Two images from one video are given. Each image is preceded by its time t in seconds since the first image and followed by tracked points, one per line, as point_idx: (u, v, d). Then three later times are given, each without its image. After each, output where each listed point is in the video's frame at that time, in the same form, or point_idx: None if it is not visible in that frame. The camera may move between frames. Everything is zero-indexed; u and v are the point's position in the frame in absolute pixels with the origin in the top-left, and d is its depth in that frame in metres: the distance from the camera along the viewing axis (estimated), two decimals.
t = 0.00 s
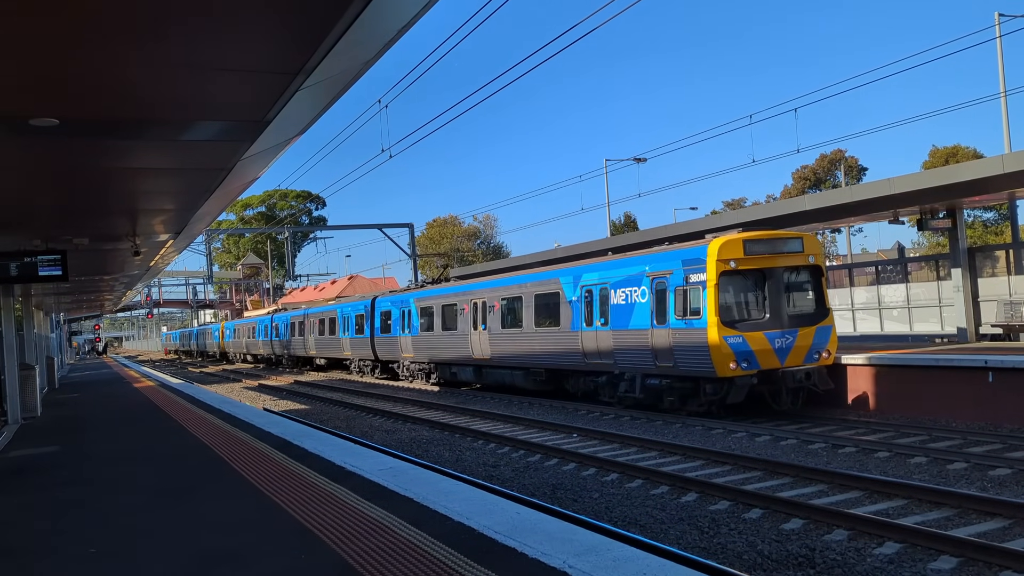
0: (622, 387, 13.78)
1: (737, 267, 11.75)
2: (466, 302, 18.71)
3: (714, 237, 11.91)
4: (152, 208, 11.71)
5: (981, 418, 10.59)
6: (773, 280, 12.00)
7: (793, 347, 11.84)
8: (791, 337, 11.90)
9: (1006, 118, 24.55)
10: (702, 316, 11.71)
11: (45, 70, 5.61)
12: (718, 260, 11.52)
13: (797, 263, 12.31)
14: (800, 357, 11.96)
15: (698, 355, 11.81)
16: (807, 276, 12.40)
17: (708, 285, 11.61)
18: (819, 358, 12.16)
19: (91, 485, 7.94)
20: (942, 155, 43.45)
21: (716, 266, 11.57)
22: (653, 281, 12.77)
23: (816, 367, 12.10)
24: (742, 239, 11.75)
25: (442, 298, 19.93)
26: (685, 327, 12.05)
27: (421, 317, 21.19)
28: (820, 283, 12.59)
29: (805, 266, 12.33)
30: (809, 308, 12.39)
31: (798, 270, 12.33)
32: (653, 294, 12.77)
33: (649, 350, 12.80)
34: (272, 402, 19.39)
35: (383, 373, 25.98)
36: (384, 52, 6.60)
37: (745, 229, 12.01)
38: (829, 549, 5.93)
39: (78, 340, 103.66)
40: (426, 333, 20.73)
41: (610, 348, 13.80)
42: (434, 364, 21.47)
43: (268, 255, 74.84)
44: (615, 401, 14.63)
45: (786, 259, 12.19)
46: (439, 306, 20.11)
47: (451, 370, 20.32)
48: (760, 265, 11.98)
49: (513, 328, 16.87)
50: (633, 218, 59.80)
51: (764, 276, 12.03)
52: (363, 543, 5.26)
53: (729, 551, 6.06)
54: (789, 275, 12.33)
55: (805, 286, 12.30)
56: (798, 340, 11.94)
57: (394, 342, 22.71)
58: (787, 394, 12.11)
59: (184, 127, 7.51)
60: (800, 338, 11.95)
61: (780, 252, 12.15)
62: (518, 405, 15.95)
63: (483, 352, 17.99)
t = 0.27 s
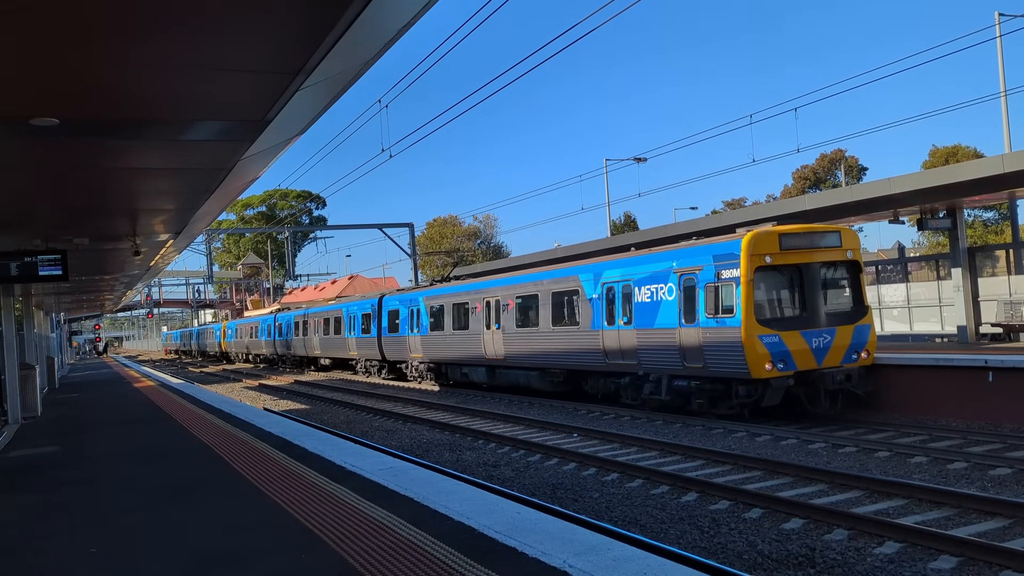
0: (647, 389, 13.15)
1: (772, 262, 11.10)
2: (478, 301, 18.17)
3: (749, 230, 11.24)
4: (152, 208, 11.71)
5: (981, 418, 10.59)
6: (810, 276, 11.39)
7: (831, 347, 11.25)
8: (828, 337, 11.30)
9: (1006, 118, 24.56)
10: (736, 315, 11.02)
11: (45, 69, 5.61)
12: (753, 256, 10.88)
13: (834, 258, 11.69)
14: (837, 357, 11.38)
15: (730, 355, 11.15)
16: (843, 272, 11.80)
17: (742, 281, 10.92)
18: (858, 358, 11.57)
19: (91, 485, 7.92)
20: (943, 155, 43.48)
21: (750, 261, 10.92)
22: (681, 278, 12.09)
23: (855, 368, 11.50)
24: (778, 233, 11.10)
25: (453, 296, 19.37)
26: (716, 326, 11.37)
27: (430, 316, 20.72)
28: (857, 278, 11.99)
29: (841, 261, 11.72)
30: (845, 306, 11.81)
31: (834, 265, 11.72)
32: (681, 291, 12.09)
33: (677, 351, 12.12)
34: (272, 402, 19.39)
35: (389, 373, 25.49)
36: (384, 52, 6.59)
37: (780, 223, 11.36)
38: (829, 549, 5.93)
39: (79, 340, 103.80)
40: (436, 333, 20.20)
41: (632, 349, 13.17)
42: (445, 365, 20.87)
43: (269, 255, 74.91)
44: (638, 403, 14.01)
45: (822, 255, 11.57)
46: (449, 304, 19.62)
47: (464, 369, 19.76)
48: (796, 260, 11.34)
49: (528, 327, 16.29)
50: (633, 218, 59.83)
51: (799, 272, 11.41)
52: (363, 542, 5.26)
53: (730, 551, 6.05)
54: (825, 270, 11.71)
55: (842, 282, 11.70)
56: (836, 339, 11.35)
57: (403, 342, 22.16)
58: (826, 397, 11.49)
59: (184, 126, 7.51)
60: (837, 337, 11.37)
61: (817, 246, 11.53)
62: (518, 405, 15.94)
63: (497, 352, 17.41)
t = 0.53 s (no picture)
0: (674, 391, 12.64)
1: (810, 258, 10.59)
2: (491, 300, 17.71)
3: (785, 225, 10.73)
4: (152, 208, 11.71)
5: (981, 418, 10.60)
6: (849, 273, 10.89)
7: (872, 347, 10.74)
8: (869, 336, 10.78)
9: (1006, 118, 24.57)
10: (774, 313, 10.50)
11: (44, 70, 5.61)
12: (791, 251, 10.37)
13: (874, 253, 11.17)
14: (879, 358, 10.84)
15: (766, 355, 10.64)
16: (884, 268, 11.30)
17: (780, 279, 10.39)
18: (901, 359, 11.03)
19: (92, 485, 7.93)
20: (942, 155, 43.51)
21: (788, 257, 10.40)
22: (713, 275, 11.58)
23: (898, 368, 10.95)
24: (816, 227, 10.59)
25: (464, 295, 18.89)
26: (750, 325, 10.87)
27: (440, 315, 20.27)
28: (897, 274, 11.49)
29: (881, 257, 11.23)
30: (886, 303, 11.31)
31: (874, 261, 11.22)
32: (712, 288, 11.58)
33: (710, 352, 11.60)
34: (272, 402, 19.40)
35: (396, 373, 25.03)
36: (384, 52, 6.60)
37: (817, 217, 10.86)
38: (829, 549, 5.93)
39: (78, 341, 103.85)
40: (445, 333, 19.76)
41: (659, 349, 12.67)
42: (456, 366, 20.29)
43: (269, 256, 74.94)
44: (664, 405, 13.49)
45: (862, 250, 11.07)
46: (459, 304, 19.16)
47: (477, 370, 19.20)
48: (834, 256, 10.84)
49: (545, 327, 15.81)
50: (633, 218, 59.86)
51: (838, 268, 10.91)
52: (362, 543, 5.26)
53: (729, 551, 6.06)
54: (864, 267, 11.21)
55: (882, 279, 11.21)
56: (878, 339, 10.83)
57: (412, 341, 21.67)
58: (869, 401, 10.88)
59: (184, 127, 7.51)
60: (878, 336, 10.84)
61: (856, 241, 11.02)
62: (518, 405, 15.96)
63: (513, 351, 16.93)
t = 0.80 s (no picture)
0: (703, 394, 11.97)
1: (853, 253, 9.96)
2: (502, 298, 17.22)
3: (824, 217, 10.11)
4: (151, 208, 11.71)
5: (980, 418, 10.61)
6: (893, 268, 10.26)
7: (918, 347, 10.09)
8: (915, 336, 10.14)
9: (1005, 118, 24.60)
10: (814, 311, 9.88)
11: (42, 70, 5.60)
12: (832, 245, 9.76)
13: (917, 247, 10.53)
14: (925, 358, 10.19)
15: (806, 356, 10.03)
16: (928, 262, 10.65)
17: (821, 274, 9.78)
18: (946, 360, 10.39)
19: (90, 485, 7.92)
20: (941, 155, 43.55)
21: (830, 251, 9.78)
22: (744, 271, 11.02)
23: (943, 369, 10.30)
24: (859, 219, 9.95)
25: (473, 294, 18.40)
26: (789, 323, 10.25)
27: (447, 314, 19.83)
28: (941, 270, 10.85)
29: (925, 251, 10.59)
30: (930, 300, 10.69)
31: (918, 256, 10.57)
32: (744, 285, 10.99)
33: (743, 352, 11.00)
34: (271, 402, 19.40)
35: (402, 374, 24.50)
36: (383, 52, 6.59)
37: (858, 209, 10.23)
38: (828, 549, 5.94)
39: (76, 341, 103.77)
40: (453, 333, 19.29)
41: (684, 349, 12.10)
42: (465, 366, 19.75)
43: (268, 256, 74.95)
44: (690, 409, 12.75)
45: (906, 244, 10.42)
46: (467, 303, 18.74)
47: (487, 371, 18.58)
48: (877, 251, 10.20)
49: (560, 326, 15.31)
50: (632, 218, 59.90)
51: (881, 264, 10.27)
52: (361, 543, 5.26)
53: (728, 551, 6.06)
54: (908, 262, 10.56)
55: (926, 275, 10.57)
56: (923, 338, 10.18)
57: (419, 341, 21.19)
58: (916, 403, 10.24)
59: (183, 127, 7.50)
60: (924, 336, 10.19)
61: (899, 235, 10.37)
62: (517, 405, 15.96)
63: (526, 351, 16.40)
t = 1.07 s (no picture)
0: (735, 396, 11.39)
1: (904, 246, 9.34)
2: (517, 296, 16.84)
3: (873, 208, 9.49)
4: (149, 208, 11.70)
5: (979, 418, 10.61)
6: (944, 263, 9.66)
7: (970, 348, 9.52)
8: (966, 335, 9.56)
9: (1004, 118, 24.61)
10: (860, 309, 9.32)
11: (41, 69, 5.60)
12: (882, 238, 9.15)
13: (970, 240, 9.92)
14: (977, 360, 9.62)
15: (851, 356, 9.44)
16: (980, 256, 10.03)
17: (869, 268, 9.20)
18: (998, 361, 9.83)
19: (89, 485, 7.91)
20: (940, 155, 43.55)
21: (880, 244, 9.17)
22: (782, 266, 10.46)
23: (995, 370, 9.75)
24: (910, 210, 9.33)
25: (487, 291, 18.04)
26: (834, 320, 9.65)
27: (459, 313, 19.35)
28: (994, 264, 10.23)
29: (977, 245, 9.97)
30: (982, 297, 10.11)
31: (970, 250, 9.95)
32: (781, 282, 10.45)
33: (781, 352, 10.45)
34: (270, 402, 19.40)
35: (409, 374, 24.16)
36: (382, 52, 6.59)
37: (908, 200, 9.61)
38: (826, 548, 5.94)
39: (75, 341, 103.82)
40: (463, 331, 18.96)
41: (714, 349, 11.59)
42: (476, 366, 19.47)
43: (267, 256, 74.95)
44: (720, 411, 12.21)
45: (957, 237, 9.80)
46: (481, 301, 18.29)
47: (500, 372, 18.22)
48: (928, 244, 9.58)
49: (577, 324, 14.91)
50: (631, 218, 59.89)
51: (931, 258, 9.66)
52: (360, 542, 5.26)
53: (727, 550, 6.06)
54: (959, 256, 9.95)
55: (978, 270, 9.96)
56: (976, 338, 9.61)
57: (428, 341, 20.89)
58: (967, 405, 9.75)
59: (181, 127, 7.50)
60: (977, 336, 9.62)
61: (951, 227, 9.74)
62: (516, 405, 15.96)
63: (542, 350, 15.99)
